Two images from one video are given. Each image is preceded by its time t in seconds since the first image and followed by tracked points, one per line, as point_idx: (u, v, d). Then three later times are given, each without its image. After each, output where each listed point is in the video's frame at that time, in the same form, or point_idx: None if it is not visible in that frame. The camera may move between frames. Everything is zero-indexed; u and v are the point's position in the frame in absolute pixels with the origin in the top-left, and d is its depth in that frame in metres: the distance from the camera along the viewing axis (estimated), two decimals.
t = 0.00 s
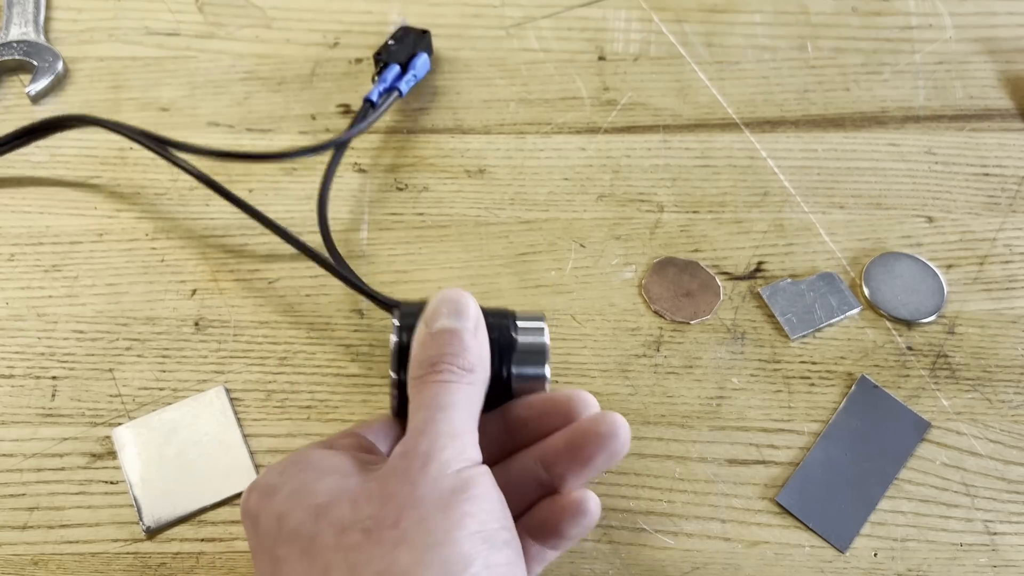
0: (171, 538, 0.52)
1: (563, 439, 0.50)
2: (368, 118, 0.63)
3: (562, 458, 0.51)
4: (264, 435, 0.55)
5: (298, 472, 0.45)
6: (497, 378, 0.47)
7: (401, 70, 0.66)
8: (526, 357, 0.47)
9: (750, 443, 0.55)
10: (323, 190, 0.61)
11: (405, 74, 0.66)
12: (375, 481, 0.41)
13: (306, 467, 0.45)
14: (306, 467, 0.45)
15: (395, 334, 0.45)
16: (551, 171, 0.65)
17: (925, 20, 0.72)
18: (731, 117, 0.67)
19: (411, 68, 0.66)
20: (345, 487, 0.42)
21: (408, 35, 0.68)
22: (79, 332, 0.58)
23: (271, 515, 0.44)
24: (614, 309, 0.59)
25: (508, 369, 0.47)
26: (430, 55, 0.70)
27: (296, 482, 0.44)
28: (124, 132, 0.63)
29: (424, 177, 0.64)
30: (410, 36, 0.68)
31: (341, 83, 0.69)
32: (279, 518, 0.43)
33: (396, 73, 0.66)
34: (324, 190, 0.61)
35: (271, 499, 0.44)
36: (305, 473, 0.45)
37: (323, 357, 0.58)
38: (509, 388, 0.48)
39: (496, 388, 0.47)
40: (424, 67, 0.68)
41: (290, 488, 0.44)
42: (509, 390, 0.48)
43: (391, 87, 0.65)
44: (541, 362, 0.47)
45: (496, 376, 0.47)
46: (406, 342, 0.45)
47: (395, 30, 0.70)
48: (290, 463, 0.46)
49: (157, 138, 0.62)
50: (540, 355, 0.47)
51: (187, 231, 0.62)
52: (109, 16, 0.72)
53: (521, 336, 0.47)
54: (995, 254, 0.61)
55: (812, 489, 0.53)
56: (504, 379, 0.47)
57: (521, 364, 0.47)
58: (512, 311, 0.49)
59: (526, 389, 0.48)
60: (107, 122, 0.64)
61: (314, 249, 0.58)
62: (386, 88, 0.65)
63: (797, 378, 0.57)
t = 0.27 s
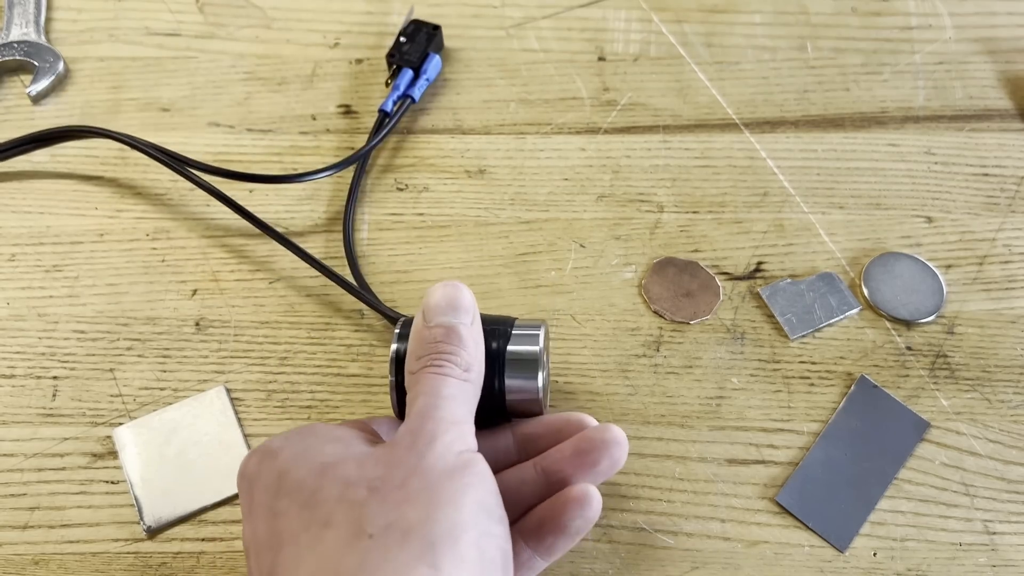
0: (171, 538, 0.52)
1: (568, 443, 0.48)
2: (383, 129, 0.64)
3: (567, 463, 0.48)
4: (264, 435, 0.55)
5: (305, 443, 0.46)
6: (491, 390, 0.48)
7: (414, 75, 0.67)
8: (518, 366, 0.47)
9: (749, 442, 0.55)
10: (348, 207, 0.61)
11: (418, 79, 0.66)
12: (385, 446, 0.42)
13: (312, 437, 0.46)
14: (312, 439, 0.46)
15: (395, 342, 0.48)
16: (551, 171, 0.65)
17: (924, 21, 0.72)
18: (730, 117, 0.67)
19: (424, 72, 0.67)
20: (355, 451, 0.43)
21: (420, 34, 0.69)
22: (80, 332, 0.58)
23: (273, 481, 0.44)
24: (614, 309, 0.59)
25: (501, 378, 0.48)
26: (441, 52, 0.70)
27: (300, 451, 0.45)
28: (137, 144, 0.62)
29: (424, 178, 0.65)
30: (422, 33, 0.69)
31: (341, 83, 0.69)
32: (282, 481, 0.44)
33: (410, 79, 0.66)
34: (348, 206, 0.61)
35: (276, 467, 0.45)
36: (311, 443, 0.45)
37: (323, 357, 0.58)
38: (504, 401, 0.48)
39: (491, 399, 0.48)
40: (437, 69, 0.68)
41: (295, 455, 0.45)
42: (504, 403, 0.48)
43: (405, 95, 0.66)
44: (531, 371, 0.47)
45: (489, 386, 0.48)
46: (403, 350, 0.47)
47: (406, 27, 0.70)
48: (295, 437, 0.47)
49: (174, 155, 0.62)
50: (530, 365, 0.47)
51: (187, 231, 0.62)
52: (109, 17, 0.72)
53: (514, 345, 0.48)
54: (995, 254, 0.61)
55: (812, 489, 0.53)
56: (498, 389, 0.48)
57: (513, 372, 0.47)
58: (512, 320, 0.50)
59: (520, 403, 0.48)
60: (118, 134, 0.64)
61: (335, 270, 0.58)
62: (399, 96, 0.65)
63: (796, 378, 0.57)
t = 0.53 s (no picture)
0: (171, 538, 0.52)
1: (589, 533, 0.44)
2: (379, 130, 0.64)
3: (581, 554, 0.44)
4: (265, 435, 0.55)
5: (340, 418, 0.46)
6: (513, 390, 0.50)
7: (409, 77, 0.67)
8: (541, 367, 0.50)
9: (749, 442, 0.55)
10: (343, 207, 0.61)
11: (413, 81, 0.67)
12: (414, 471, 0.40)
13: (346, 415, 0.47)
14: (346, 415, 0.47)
15: (417, 341, 0.49)
16: (551, 171, 0.65)
17: (924, 21, 0.72)
18: (730, 118, 0.67)
19: (418, 74, 0.67)
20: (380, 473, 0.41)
21: (414, 36, 0.69)
22: (80, 332, 0.58)
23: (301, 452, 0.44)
24: (614, 309, 0.59)
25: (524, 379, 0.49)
26: (435, 56, 0.71)
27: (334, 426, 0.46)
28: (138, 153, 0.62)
29: (424, 178, 0.65)
30: (416, 36, 0.69)
31: (341, 83, 0.69)
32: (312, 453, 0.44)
33: (404, 82, 0.66)
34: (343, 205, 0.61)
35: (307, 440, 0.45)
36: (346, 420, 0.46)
37: (323, 357, 0.58)
38: (522, 402, 0.50)
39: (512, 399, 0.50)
40: (432, 72, 0.68)
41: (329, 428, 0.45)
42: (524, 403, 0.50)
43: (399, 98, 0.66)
44: (554, 374, 0.50)
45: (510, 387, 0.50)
46: (426, 349, 0.49)
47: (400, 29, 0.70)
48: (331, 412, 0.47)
49: (177, 162, 0.61)
50: (552, 367, 0.50)
51: (188, 231, 0.63)
52: (109, 17, 0.72)
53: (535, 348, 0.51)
54: (994, 254, 0.61)
55: (811, 489, 0.53)
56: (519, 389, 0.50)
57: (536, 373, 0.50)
58: (528, 325, 0.53)
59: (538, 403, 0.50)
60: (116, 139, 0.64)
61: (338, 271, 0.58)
62: (394, 98, 0.66)
63: (796, 378, 0.57)
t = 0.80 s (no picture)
0: (171, 538, 0.52)
1: None
2: (380, 129, 0.64)
3: None
4: (264, 435, 0.55)
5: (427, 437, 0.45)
6: (513, 386, 0.50)
7: (409, 75, 0.67)
8: (541, 363, 0.50)
9: (749, 442, 0.55)
10: (342, 203, 0.61)
11: (413, 80, 0.67)
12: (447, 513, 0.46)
13: (434, 428, 0.46)
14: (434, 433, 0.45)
15: (418, 338, 0.49)
16: (551, 171, 0.65)
17: (924, 21, 0.72)
18: (730, 118, 0.68)
19: (419, 73, 0.67)
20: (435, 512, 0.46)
21: (415, 34, 0.69)
22: (80, 332, 0.58)
23: (382, 472, 0.44)
24: (614, 309, 0.59)
25: (524, 373, 0.50)
26: (435, 53, 0.71)
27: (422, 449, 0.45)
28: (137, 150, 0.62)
29: (424, 178, 0.65)
30: (417, 35, 0.69)
31: (341, 83, 0.69)
32: (392, 480, 0.43)
33: (405, 80, 0.66)
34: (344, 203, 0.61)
35: (389, 454, 0.45)
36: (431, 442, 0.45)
37: (324, 356, 0.58)
38: (522, 399, 0.50)
39: (512, 394, 0.50)
40: (432, 70, 0.68)
41: (417, 454, 0.45)
42: (523, 399, 0.50)
43: (399, 96, 0.66)
44: (553, 371, 0.50)
45: (510, 383, 0.50)
46: (426, 344, 0.49)
47: (401, 28, 0.70)
48: (421, 412, 0.45)
49: (179, 161, 0.61)
50: (552, 364, 0.50)
51: (188, 231, 0.63)
52: (110, 17, 0.73)
53: (536, 344, 0.51)
54: (994, 254, 0.61)
55: (811, 489, 0.53)
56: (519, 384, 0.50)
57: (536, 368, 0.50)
58: (529, 323, 0.53)
59: (538, 401, 0.50)
60: (115, 137, 0.64)
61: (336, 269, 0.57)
62: (395, 97, 0.66)
63: (796, 378, 0.57)
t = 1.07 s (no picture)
0: (171, 538, 0.52)
1: None
2: (379, 129, 0.64)
3: None
4: (264, 435, 0.55)
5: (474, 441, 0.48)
6: (513, 384, 0.50)
7: (409, 75, 0.67)
8: (541, 360, 0.50)
9: (749, 442, 0.55)
10: (342, 204, 0.61)
11: (414, 79, 0.67)
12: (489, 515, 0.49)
13: (479, 433, 0.48)
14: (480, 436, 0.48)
15: (418, 336, 0.49)
16: (551, 171, 0.65)
17: (924, 21, 0.72)
18: (730, 118, 0.68)
19: (419, 73, 0.67)
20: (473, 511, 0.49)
21: (415, 34, 0.69)
22: (80, 332, 0.58)
23: (436, 481, 0.47)
24: (614, 309, 0.59)
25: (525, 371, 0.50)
26: (435, 53, 0.71)
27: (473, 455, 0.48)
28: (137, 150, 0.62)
29: (424, 178, 0.65)
30: (417, 34, 0.69)
31: (341, 83, 0.69)
32: (448, 490, 0.47)
33: (405, 80, 0.66)
34: (344, 203, 0.61)
35: (442, 462, 0.47)
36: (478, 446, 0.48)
37: (324, 356, 0.58)
38: (522, 395, 0.51)
39: (512, 391, 0.50)
40: (432, 69, 0.68)
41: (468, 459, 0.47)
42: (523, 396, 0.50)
43: (399, 96, 0.66)
44: (553, 369, 0.50)
45: (510, 381, 0.50)
46: (427, 343, 0.49)
47: (401, 27, 0.70)
48: (466, 418, 0.47)
49: (179, 161, 0.61)
50: (552, 362, 0.50)
51: (188, 231, 0.63)
52: (110, 17, 0.73)
53: (536, 342, 0.51)
54: (994, 254, 0.61)
55: (811, 489, 0.53)
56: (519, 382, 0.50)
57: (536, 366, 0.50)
58: (528, 320, 0.53)
59: (538, 398, 0.51)
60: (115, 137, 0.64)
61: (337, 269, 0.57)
62: (395, 96, 0.66)
63: (796, 378, 0.57)
